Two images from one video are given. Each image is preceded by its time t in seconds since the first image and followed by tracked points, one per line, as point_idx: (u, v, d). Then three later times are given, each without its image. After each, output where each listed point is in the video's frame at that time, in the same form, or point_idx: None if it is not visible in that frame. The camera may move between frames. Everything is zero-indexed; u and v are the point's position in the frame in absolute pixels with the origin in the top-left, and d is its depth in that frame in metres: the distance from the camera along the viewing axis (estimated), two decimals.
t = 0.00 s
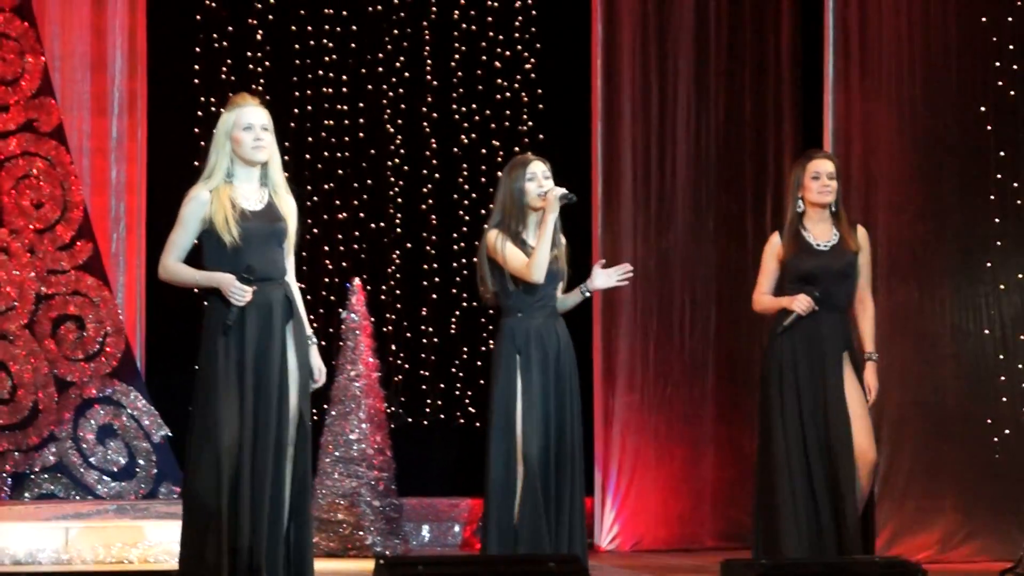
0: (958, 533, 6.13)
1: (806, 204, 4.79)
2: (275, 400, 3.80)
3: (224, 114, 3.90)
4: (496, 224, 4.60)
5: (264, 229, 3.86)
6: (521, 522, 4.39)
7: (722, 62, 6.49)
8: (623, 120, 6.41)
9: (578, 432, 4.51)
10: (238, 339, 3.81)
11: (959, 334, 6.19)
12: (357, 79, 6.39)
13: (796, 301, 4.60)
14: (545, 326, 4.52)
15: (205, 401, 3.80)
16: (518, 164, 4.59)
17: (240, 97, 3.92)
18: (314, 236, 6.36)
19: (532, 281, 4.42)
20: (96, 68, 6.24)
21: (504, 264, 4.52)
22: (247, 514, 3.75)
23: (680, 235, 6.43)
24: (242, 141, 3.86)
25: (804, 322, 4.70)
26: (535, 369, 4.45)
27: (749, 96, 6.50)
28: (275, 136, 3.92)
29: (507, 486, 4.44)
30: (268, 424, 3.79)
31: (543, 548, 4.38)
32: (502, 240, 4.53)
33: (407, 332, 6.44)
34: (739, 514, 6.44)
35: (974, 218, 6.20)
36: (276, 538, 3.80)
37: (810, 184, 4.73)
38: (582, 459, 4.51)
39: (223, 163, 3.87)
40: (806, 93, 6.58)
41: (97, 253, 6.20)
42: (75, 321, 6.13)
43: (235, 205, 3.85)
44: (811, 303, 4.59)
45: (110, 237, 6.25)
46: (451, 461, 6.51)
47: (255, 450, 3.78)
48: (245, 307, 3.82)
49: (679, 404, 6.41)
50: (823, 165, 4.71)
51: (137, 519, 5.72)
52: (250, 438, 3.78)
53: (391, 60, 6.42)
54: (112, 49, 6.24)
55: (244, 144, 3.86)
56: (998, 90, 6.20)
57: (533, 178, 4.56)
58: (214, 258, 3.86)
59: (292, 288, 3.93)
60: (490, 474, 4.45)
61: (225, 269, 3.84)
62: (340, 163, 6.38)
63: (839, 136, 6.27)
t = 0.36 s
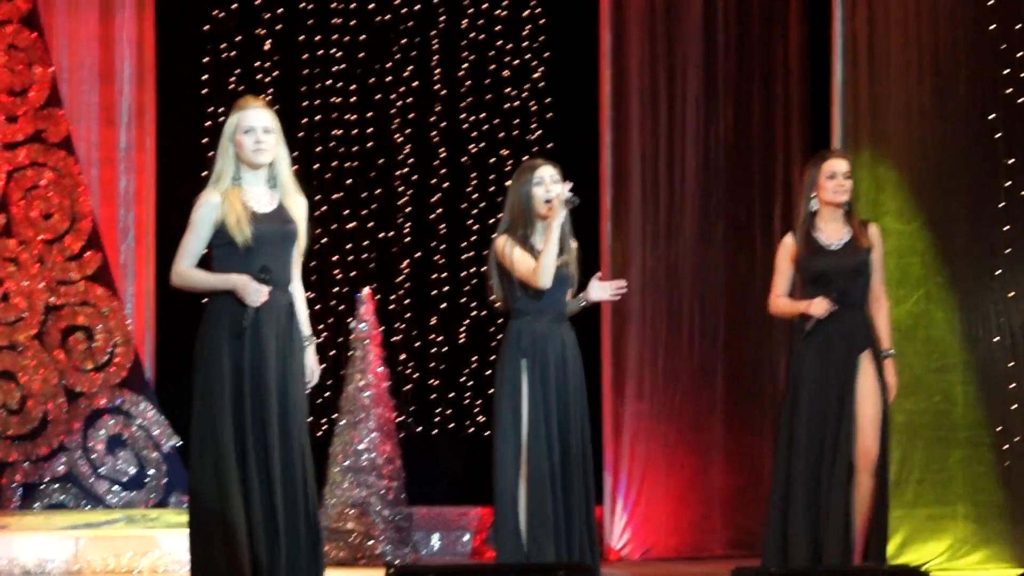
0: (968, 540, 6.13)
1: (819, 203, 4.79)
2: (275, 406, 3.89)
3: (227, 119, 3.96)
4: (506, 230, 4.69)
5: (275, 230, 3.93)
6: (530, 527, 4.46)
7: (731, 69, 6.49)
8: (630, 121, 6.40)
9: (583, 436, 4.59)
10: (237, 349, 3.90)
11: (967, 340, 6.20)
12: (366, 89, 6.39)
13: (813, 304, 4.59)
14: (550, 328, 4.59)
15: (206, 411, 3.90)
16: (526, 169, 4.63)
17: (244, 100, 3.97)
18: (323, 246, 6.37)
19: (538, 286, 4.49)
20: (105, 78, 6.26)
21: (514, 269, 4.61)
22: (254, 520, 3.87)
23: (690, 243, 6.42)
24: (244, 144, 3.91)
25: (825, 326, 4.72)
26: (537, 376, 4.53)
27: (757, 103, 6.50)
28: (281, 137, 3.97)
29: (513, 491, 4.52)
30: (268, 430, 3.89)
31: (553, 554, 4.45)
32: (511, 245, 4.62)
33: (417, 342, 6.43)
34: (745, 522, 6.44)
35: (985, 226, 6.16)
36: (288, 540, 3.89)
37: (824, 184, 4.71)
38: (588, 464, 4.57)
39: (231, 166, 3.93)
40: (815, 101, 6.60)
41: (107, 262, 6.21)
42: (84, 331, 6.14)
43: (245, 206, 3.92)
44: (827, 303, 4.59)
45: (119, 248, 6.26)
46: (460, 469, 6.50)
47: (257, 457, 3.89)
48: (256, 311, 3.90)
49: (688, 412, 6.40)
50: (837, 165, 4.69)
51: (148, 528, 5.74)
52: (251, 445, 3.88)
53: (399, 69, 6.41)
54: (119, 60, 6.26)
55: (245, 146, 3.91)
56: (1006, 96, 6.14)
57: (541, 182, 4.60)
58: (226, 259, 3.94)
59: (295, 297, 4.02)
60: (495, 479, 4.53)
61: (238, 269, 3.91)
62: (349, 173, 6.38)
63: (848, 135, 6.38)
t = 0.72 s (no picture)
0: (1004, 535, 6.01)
1: (862, 197, 4.68)
2: (308, 397, 3.76)
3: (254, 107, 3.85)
4: (529, 220, 4.54)
5: (298, 222, 3.80)
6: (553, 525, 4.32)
7: (762, 56, 6.35)
8: (660, 106, 6.26)
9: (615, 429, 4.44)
10: (269, 338, 3.77)
11: (1004, 330, 6.05)
12: (390, 72, 6.27)
13: (874, 301, 4.49)
14: (576, 319, 4.45)
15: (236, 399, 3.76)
16: (551, 158, 4.48)
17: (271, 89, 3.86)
18: (346, 232, 6.24)
19: (560, 277, 4.34)
20: (123, 61, 6.12)
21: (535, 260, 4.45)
22: (282, 512, 3.73)
23: (720, 230, 6.30)
24: (269, 132, 3.79)
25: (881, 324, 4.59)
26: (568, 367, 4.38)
27: (789, 89, 6.38)
28: (308, 127, 3.86)
29: (542, 486, 4.39)
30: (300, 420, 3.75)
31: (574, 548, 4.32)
32: (533, 236, 4.47)
33: (441, 330, 6.31)
34: (778, 517, 6.33)
35: None
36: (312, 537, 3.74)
37: (868, 177, 4.62)
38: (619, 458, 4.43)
39: (254, 155, 3.81)
40: (849, 87, 6.45)
41: (126, 248, 6.11)
42: (103, 319, 6.04)
43: (268, 197, 3.79)
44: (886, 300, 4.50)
45: (138, 233, 6.13)
46: (486, 459, 6.38)
47: (287, 447, 3.75)
48: (280, 303, 3.77)
49: (718, 403, 6.28)
50: (881, 158, 4.60)
51: (168, 519, 5.63)
52: (283, 435, 3.75)
53: (423, 52, 6.30)
54: (139, 44, 6.12)
55: (270, 135, 3.79)
56: None
57: (565, 172, 4.44)
58: (247, 251, 3.81)
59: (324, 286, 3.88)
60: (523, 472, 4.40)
61: (258, 262, 3.78)
62: (372, 158, 6.25)
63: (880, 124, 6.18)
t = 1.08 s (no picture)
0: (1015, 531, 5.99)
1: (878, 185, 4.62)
2: (310, 388, 3.69)
3: (264, 94, 3.77)
4: (541, 211, 4.52)
5: (311, 209, 3.75)
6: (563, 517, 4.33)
7: (775, 52, 6.40)
8: (673, 101, 6.27)
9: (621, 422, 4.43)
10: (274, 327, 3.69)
11: (1018, 325, 6.04)
12: (402, 67, 6.28)
13: (905, 284, 4.45)
14: (586, 310, 4.42)
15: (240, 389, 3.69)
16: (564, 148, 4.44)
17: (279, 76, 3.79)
18: (359, 227, 6.24)
19: (574, 265, 4.33)
20: (136, 56, 6.13)
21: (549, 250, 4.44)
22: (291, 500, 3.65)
23: (732, 225, 6.33)
24: (280, 120, 3.73)
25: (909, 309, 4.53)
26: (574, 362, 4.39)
27: (801, 86, 6.42)
28: (317, 114, 3.79)
29: (550, 479, 4.38)
30: (305, 408, 3.69)
31: (583, 541, 4.34)
32: (546, 226, 4.46)
33: (454, 325, 6.32)
34: (790, 510, 6.35)
35: None
36: (321, 528, 3.66)
37: (884, 164, 4.57)
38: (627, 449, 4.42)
39: (264, 143, 3.75)
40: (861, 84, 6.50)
41: (138, 243, 6.11)
42: (116, 313, 6.04)
43: (280, 184, 3.73)
44: (914, 283, 4.46)
45: (150, 228, 6.12)
46: (499, 454, 6.38)
47: (293, 436, 3.68)
48: (292, 291, 3.69)
49: (731, 397, 6.30)
50: (897, 145, 4.56)
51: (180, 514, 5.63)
52: (288, 423, 3.67)
53: (436, 47, 6.31)
54: (152, 38, 6.12)
55: (281, 122, 3.72)
56: None
57: (578, 162, 4.42)
58: (259, 239, 3.75)
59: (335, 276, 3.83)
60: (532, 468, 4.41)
61: (272, 250, 3.73)
62: (385, 153, 6.26)
63: (892, 116, 6.19)
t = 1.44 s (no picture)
0: (1001, 529, 6.03)
1: (863, 189, 4.64)
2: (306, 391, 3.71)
3: (252, 98, 3.78)
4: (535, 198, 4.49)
5: (298, 215, 3.77)
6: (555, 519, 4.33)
7: (761, 54, 6.41)
8: (659, 103, 6.28)
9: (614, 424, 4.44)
10: (268, 331, 3.72)
11: (1003, 324, 6.07)
12: (388, 69, 6.27)
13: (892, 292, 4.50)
14: (575, 314, 4.44)
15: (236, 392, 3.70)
16: (562, 156, 4.44)
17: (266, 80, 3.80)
18: (346, 229, 6.23)
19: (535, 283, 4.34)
20: (121, 59, 6.09)
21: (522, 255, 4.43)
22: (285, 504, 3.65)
23: (720, 224, 6.33)
24: (268, 125, 3.74)
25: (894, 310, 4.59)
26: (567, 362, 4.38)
27: (787, 86, 6.43)
28: (304, 119, 3.81)
29: (541, 482, 4.37)
30: (299, 411, 3.70)
31: (575, 543, 4.32)
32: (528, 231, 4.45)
33: (441, 327, 6.31)
34: (779, 510, 6.35)
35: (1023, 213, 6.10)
36: (311, 529, 3.68)
37: (867, 169, 4.60)
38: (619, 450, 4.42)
39: (251, 148, 3.76)
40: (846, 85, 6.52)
41: (124, 247, 6.10)
42: (102, 318, 6.02)
43: (267, 190, 3.74)
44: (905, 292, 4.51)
45: (136, 232, 6.12)
46: (487, 455, 6.39)
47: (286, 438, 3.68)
48: (286, 296, 3.73)
49: (718, 397, 6.31)
50: (879, 149, 4.58)
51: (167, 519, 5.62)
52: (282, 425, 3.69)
53: (422, 49, 6.30)
54: (137, 41, 6.10)
55: (270, 128, 3.73)
56: None
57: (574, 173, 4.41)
58: (246, 245, 3.76)
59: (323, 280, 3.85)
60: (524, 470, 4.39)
61: (260, 256, 3.74)
62: (372, 155, 6.25)
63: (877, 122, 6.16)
